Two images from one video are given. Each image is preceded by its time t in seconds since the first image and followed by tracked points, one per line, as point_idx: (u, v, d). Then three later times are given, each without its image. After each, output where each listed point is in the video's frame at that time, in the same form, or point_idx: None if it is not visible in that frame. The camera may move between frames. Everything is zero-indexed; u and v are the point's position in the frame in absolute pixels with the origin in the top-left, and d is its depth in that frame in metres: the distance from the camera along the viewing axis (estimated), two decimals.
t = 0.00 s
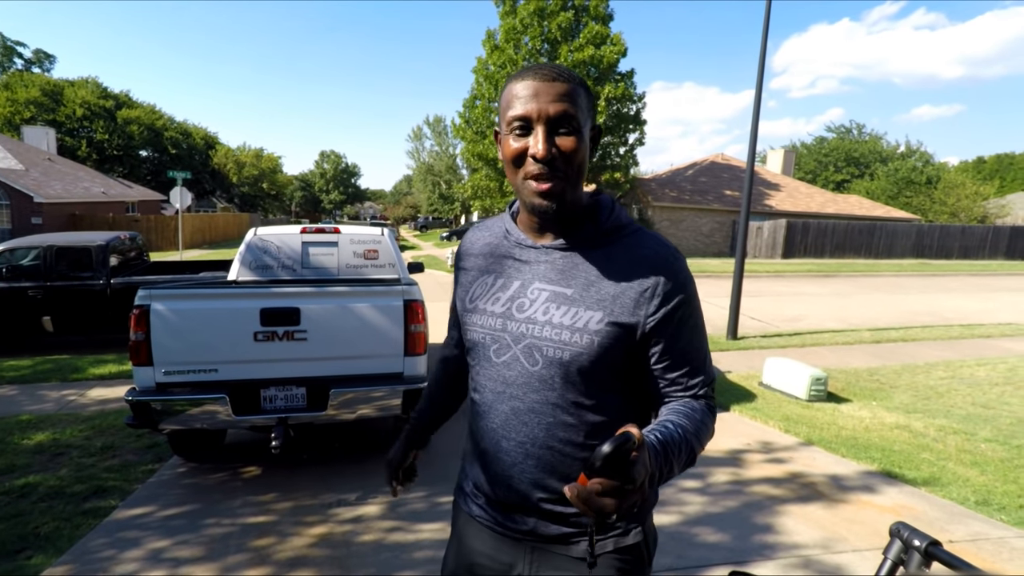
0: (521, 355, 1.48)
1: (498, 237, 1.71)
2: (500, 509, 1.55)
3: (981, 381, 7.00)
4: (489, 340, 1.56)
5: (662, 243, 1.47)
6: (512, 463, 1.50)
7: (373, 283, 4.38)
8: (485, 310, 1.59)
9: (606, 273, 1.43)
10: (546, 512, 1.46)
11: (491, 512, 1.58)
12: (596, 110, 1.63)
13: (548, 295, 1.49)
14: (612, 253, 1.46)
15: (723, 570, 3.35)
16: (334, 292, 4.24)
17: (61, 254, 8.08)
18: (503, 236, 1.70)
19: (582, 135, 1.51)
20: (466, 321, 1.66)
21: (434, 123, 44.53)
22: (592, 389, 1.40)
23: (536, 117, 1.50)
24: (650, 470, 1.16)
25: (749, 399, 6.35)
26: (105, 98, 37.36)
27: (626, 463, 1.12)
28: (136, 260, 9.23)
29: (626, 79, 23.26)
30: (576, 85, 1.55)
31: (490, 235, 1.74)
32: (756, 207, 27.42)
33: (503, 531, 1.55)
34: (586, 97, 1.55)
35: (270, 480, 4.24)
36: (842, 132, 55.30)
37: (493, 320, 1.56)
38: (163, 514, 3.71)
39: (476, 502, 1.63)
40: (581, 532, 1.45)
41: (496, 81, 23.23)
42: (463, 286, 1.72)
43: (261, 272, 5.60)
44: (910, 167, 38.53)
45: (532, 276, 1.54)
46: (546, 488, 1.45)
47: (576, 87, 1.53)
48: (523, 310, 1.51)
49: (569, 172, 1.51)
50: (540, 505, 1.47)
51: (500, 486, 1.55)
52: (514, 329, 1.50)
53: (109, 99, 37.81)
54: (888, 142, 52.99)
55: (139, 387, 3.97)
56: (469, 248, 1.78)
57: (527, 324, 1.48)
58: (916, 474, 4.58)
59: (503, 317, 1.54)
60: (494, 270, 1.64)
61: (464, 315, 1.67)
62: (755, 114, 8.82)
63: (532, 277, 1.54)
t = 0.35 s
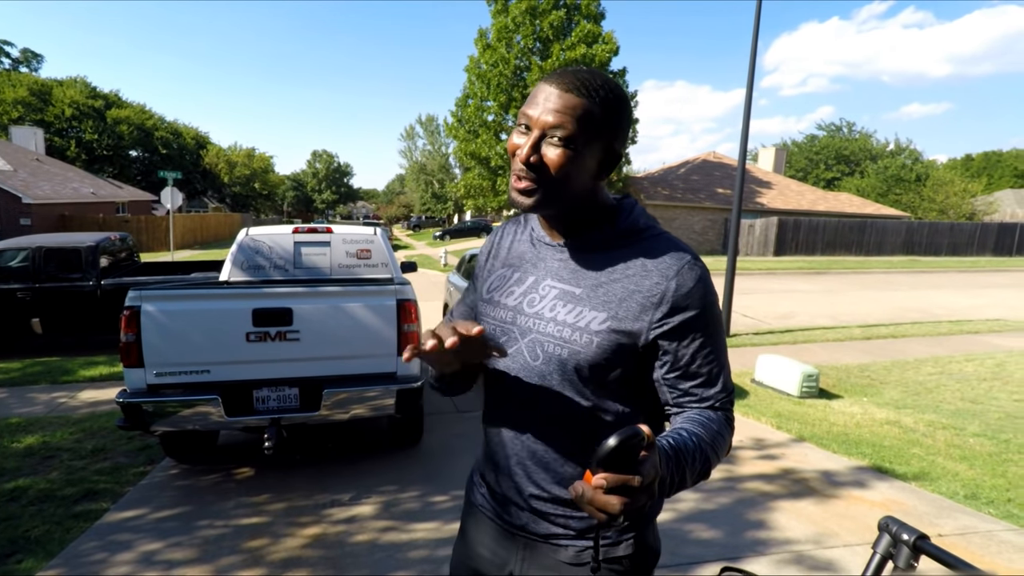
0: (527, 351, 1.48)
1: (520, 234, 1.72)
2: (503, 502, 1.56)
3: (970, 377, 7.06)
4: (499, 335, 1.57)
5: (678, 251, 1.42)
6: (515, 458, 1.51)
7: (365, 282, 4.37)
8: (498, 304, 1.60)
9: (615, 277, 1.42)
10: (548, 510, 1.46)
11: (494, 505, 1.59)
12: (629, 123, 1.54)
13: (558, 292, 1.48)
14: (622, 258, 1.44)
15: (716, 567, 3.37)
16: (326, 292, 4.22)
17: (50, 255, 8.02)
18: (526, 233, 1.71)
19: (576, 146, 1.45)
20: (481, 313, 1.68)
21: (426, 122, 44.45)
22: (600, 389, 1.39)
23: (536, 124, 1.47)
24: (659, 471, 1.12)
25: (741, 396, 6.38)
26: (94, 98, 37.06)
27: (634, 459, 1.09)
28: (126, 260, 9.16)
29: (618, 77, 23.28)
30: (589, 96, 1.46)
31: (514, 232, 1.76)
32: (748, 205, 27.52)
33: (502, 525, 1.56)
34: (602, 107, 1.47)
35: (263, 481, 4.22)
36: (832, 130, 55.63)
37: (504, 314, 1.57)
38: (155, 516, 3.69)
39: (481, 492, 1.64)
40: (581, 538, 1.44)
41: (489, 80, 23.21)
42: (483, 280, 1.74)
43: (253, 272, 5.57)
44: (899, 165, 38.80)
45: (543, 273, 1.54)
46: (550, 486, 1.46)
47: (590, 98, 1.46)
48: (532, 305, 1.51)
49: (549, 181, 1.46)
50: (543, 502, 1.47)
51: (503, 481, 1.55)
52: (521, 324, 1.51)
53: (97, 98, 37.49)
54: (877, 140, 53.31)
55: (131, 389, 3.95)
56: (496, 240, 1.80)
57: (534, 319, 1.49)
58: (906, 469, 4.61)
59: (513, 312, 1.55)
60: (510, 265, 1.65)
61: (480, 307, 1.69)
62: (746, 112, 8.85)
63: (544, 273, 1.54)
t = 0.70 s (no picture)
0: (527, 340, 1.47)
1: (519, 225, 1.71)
2: (500, 504, 1.53)
3: (966, 369, 7.09)
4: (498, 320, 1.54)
5: (681, 247, 1.44)
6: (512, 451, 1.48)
7: (363, 279, 4.36)
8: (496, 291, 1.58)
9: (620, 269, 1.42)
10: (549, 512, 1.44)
11: (488, 507, 1.56)
12: (649, 117, 1.56)
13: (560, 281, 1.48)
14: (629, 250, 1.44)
15: (715, 559, 3.38)
16: (323, 290, 4.21)
17: (45, 254, 7.98)
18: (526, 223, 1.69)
19: (611, 135, 1.44)
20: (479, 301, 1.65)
21: (422, 118, 44.39)
22: (601, 378, 1.38)
23: (571, 108, 1.44)
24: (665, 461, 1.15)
25: (739, 390, 6.40)
26: (88, 96, 36.90)
27: (643, 448, 1.11)
28: (122, 259, 9.13)
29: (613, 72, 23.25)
30: (625, 91, 1.47)
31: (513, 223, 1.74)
32: (744, 199, 27.56)
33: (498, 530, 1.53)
34: (632, 98, 1.48)
35: (262, 479, 4.22)
36: (828, 124, 55.72)
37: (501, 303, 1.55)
38: (155, 514, 3.69)
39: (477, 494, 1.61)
40: (582, 543, 1.42)
41: (484, 75, 23.17)
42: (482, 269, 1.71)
43: (250, 270, 5.54)
44: (895, 159, 38.88)
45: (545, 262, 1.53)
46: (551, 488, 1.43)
47: (625, 89, 1.46)
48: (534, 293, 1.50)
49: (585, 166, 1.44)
50: (543, 504, 1.45)
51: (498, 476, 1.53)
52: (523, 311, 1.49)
53: (91, 96, 37.32)
54: (873, 134, 53.41)
55: (127, 388, 3.94)
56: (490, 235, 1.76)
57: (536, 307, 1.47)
58: (903, 461, 4.63)
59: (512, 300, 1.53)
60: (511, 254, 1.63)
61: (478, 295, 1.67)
62: (742, 106, 8.85)
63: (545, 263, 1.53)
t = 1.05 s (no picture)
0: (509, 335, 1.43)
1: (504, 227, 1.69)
2: (466, 509, 1.49)
3: (961, 367, 7.12)
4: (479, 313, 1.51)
5: (666, 248, 1.46)
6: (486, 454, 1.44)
7: (360, 278, 4.35)
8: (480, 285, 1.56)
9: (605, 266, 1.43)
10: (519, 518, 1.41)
11: (458, 509, 1.52)
12: (631, 115, 1.57)
13: (547, 276, 1.46)
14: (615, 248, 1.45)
15: (711, 556, 3.39)
16: (321, 288, 4.21)
17: (41, 253, 7.96)
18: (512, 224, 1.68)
19: (594, 133, 1.46)
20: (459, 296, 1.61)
21: (419, 116, 44.30)
22: (582, 377, 1.36)
23: (556, 106, 1.46)
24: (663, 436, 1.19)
25: (736, 388, 6.42)
26: (83, 93, 36.74)
27: (641, 416, 1.16)
28: (118, 258, 9.11)
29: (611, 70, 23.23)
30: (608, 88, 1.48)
31: (499, 226, 1.72)
32: (741, 197, 27.59)
33: (463, 537, 1.49)
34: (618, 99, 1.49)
35: (259, 477, 4.21)
36: (824, 122, 55.80)
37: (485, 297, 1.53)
38: (152, 513, 3.68)
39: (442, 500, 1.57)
40: (552, 554, 1.40)
41: (482, 73, 23.15)
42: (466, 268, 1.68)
43: (247, 268, 5.54)
44: (891, 157, 38.99)
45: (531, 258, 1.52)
46: (523, 490, 1.40)
47: (608, 88, 1.47)
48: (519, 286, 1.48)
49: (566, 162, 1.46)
50: (512, 509, 1.42)
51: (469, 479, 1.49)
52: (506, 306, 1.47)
53: (86, 94, 37.19)
54: (870, 133, 53.48)
55: (124, 387, 3.93)
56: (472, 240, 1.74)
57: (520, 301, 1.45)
58: (899, 458, 4.65)
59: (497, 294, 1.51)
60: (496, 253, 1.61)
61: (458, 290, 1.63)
62: (739, 105, 8.86)
63: (533, 258, 1.51)
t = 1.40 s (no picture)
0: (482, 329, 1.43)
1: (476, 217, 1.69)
2: (440, 506, 1.49)
3: (949, 352, 7.20)
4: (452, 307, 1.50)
5: (640, 240, 1.47)
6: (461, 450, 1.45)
7: (351, 270, 4.36)
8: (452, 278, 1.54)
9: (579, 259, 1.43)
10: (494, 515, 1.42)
11: (431, 505, 1.52)
12: (604, 104, 1.58)
13: (520, 268, 1.46)
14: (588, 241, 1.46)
15: (705, 542, 3.42)
16: (312, 281, 4.20)
17: (28, 249, 7.88)
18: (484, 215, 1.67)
19: (571, 122, 1.46)
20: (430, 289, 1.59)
21: (409, 108, 44.08)
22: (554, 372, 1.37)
23: (530, 94, 1.46)
24: (631, 435, 1.19)
25: (728, 376, 6.46)
26: (68, 87, 36.24)
27: (607, 415, 1.15)
28: (107, 253, 9.04)
29: (602, 59, 23.16)
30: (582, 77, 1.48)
31: (471, 215, 1.71)
32: (732, 186, 27.66)
33: (435, 534, 1.49)
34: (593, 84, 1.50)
35: (253, 472, 4.21)
36: (814, 111, 55.95)
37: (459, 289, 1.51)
38: (146, 509, 3.67)
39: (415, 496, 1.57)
40: (527, 549, 1.41)
41: (472, 64, 23.01)
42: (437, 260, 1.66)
43: (237, 262, 5.55)
44: (880, 145, 39.19)
45: (504, 251, 1.51)
46: (495, 486, 1.41)
47: (583, 75, 1.48)
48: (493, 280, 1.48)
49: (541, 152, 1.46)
50: (485, 504, 1.43)
51: (443, 475, 1.49)
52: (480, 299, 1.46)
53: (71, 87, 36.67)
54: (859, 121, 53.70)
55: (115, 383, 3.91)
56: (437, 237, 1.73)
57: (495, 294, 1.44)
58: (888, 443, 4.70)
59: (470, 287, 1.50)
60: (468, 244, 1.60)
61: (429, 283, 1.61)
62: (730, 94, 8.86)
63: (507, 250, 1.51)
